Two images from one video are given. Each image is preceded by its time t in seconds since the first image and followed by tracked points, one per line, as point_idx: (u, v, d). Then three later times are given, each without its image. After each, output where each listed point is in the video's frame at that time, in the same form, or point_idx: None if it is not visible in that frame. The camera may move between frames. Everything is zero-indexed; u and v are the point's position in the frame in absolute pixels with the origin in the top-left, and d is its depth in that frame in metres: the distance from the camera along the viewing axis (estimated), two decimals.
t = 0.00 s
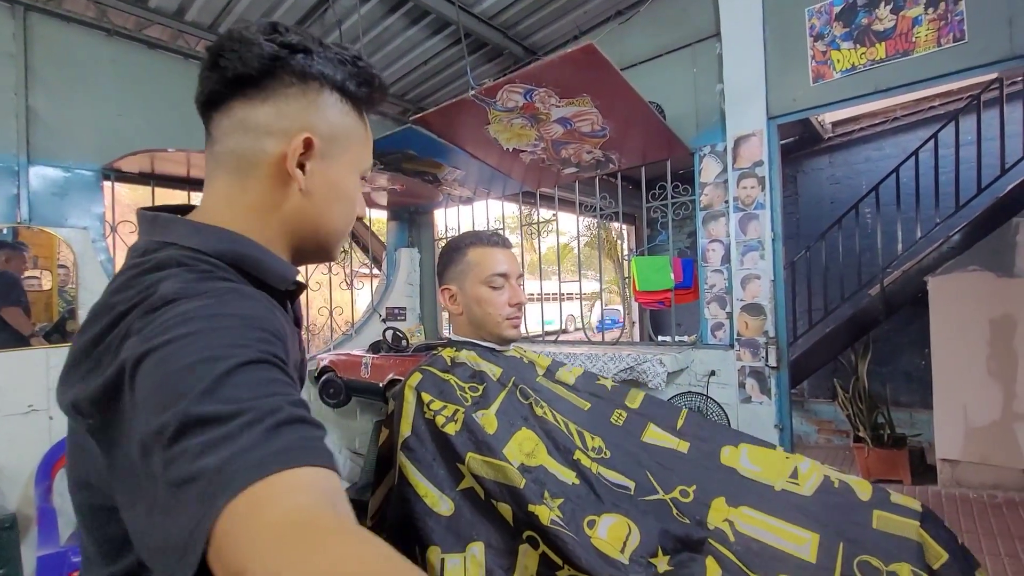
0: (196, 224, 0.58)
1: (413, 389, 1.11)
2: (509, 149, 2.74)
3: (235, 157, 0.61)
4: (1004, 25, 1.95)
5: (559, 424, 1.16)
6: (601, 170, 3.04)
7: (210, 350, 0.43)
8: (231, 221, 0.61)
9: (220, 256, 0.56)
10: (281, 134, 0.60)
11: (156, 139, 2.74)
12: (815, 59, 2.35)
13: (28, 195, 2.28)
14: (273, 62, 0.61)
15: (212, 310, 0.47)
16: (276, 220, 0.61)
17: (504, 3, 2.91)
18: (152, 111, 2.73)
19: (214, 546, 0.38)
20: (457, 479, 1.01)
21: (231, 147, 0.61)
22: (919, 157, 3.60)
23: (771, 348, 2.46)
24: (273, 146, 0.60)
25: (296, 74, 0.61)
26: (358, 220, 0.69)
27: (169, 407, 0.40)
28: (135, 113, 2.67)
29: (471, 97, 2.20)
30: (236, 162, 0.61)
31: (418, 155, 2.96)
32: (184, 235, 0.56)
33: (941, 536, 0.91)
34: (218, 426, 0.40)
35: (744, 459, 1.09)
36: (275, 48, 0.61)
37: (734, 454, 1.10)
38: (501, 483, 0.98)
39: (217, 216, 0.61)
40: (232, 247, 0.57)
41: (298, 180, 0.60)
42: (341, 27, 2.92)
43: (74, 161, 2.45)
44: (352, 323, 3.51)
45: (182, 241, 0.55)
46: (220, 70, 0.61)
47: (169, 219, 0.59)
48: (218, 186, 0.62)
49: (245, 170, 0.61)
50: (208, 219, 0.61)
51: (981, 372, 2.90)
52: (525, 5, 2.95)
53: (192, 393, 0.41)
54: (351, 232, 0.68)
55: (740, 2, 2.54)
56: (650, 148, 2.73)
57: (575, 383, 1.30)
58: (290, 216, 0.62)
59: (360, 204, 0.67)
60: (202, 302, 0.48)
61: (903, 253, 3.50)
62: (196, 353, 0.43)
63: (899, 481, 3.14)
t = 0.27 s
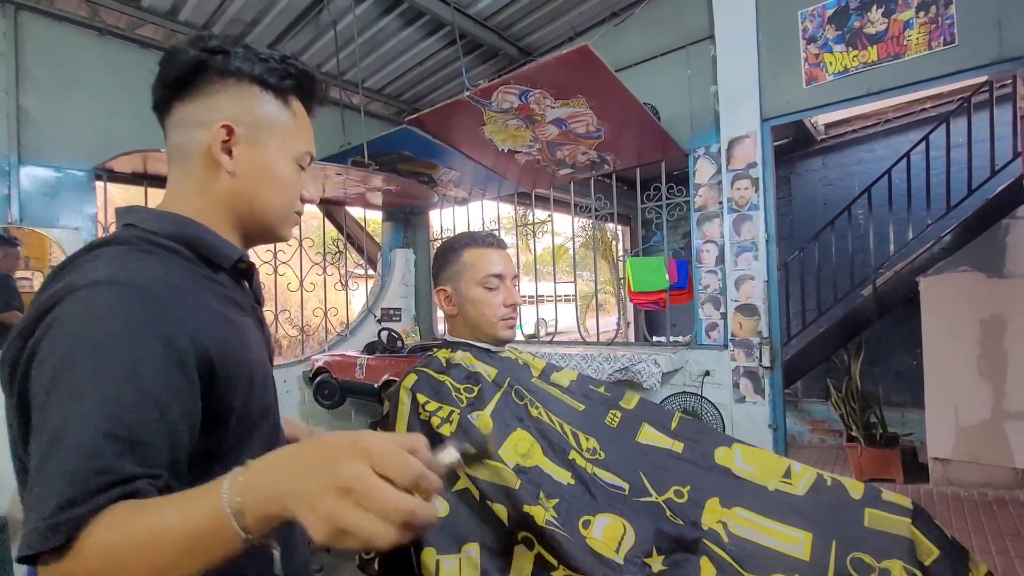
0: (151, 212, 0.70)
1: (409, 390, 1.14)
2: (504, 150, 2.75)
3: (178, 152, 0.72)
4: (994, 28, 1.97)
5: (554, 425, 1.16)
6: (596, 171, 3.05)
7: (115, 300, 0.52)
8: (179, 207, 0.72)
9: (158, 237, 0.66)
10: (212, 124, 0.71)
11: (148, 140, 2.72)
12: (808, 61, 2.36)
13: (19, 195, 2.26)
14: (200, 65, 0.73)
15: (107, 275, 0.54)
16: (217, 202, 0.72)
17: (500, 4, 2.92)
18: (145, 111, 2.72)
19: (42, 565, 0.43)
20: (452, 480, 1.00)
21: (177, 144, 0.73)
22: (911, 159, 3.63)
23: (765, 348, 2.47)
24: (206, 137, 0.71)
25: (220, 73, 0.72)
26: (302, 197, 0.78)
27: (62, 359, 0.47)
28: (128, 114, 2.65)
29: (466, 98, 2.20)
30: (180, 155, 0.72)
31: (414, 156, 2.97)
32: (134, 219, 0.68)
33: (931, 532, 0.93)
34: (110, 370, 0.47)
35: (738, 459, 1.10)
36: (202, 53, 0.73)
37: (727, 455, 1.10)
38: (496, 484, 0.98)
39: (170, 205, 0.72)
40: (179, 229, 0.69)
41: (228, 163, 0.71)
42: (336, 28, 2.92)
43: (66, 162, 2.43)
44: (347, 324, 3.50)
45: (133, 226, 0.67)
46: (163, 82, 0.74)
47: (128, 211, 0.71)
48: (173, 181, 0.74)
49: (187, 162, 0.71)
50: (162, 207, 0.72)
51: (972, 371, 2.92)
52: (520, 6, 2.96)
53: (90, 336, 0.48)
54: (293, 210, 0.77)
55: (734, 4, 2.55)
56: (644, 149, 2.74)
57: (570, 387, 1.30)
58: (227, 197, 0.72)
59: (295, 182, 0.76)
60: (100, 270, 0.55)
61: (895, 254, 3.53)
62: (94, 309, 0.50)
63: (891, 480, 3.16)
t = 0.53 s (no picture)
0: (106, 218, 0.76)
1: (407, 392, 1.13)
2: (503, 149, 2.74)
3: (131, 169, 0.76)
4: (994, 29, 1.97)
5: (553, 427, 1.15)
6: (596, 171, 3.04)
7: (79, 304, 0.60)
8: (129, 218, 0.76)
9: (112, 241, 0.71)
10: (152, 149, 0.72)
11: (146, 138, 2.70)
12: (808, 62, 2.36)
13: (14, 193, 2.25)
14: (141, 96, 0.73)
15: (75, 272, 0.63)
16: (155, 218, 0.74)
17: (499, 3, 2.91)
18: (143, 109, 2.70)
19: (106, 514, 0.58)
20: (451, 482, 1.00)
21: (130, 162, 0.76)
22: (910, 160, 3.63)
23: (764, 349, 2.47)
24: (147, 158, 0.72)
25: (158, 101, 0.72)
26: (242, 221, 0.76)
27: (61, 359, 0.57)
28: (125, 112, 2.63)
29: (466, 97, 2.19)
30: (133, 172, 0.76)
31: (413, 155, 2.96)
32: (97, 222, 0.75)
33: (931, 534, 0.93)
34: (100, 362, 0.58)
35: (739, 459, 1.09)
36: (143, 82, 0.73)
37: (728, 454, 1.10)
38: (495, 487, 0.97)
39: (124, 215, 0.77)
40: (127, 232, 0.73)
41: (162, 187, 0.72)
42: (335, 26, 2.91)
43: (62, 160, 2.41)
44: (345, 324, 3.49)
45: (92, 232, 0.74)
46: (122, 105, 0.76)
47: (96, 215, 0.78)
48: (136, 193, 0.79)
49: (134, 179, 0.75)
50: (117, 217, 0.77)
51: (970, 372, 2.92)
52: (519, 5, 2.95)
53: (73, 342, 0.58)
54: (232, 232, 0.77)
55: (734, 4, 2.55)
56: (644, 149, 2.73)
57: (570, 386, 1.29)
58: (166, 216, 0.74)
59: (230, 205, 0.74)
60: (71, 269, 0.63)
61: (893, 255, 3.53)
62: (69, 306, 0.60)
63: (890, 481, 3.16)
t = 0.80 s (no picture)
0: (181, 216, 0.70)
1: (406, 392, 1.11)
2: (502, 151, 2.74)
3: (215, 162, 0.71)
4: (989, 35, 1.99)
5: (552, 430, 1.16)
6: (594, 173, 3.05)
7: (235, 325, 0.56)
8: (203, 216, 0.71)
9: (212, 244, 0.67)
10: (254, 145, 0.69)
11: (144, 139, 2.70)
12: (805, 66, 2.37)
13: (11, 193, 2.24)
14: (250, 82, 0.70)
15: (220, 294, 0.58)
16: (247, 219, 0.71)
17: (498, 6, 2.92)
18: (142, 110, 2.70)
19: (322, 538, 0.57)
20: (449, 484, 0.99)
21: (214, 153, 0.71)
22: (906, 163, 3.65)
23: (761, 351, 2.48)
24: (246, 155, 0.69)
25: (273, 91, 0.70)
26: (329, 225, 0.76)
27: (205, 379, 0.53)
28: (123, 113, 2.63)
29: (465, 99, 2.20)
30: (218, 165, 0.71)
31: (411, 157, 2.96)
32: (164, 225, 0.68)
33: (927, 535, 0.93)
34: (265, 395, 0.54)
35: (734, 462, 1.10)
36: (257, 69, 0.70)
37: (724, 458, 1.11)
38: (492, 488, 0.96)
39: (189, 212, 0.71)
40: (218, 238, 0.68)
41: (265, 186, 0.70)
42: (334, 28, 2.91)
43: (60, 160, 2.41)
44: (343, 325, 3.49)
45: (170, 233, 0.67)
46: (212, 90, 0.72)
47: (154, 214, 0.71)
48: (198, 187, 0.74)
49: (223, 175, 0.71)
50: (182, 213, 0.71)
51: (966, 375, 2.93)
52: (518, 8, 2.96)
53: (222, 354, 0.54)
54: (317, 233, 0.76)
55: (732, 8, 2.56)
56: (641, 152, 2.74)
57: (567, 391, 1.29)
58: (254, 217, 0.71)
59: (328, 210, 0.75)
60: (209, 291, 0.58)
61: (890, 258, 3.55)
62: (219, 336, 0.54)
63: (886, 483, 3.17)
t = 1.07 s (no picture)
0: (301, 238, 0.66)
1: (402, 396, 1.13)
2: (501, 155, 2.74)
3: (347, 187, 0.70)
4: (985, 40, 2.00)
5: (551, 433, 1.16)
6: (592, 176, 3.06)
7: (397, 368, 0.58)
8: (325, 240, 0.70)
9: (348, 275, 0.67)
10: (391, 182, 0.71)
11: (143, 141, 2.70)
12: (803, 70, 2.38)
13: (10, 196, 2.25)
14: (412, 118, 0.71)
15: (379, 342, 0.59)
16: (366, 250, 0.73)
17: (498, 9, 2.93)
18: (142, 113, 2.71)
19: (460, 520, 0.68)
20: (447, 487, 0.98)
21: (346, 177, 0.70)
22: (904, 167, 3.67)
23: (760, 354, 2.48)
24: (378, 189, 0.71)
25: (425, 136, 0.72)
26: (419, 257, 0.82)
27: (377, 421, 0.56)
28: (123, 116, 2.64)
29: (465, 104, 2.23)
30: (347, 190, 0.70)
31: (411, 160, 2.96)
32: (287, 245, 0.63)
33: (927, 539, 0.92)
34: (411, 420, 0.58)
35: (733, 465, 1.10)
36: (414, 108, 0.71)
37: (722, 460, 1.10)
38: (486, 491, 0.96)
39: (306, 232, 0.69)
40: (338, 265, 0.66)
41: (396, 224, 0.74)
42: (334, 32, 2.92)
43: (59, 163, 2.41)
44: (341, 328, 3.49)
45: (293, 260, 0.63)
46: (359, 111, 0.70)
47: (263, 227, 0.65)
48: (308, 201, 0.71)
49: (355, 204, 0.71)
50: (299, 232, 0.69)
51: (964, 378, 2.94)
52: (518, 12, 2.96)
53: (386, 398, 0.56)
54: (409, 265, 0.81)
55: (730, 12, 2.57)
56: (640, 156, 2.75)
57: (567, 393, 1.29)
58: (367, 247, 0.73)
59: (423, 247, 0.81)
60: (372, 339, 0.58)
61: (888, 261, 3.55)
62: (390, 379, 0.57)
63: (885, 486, 3.16)
